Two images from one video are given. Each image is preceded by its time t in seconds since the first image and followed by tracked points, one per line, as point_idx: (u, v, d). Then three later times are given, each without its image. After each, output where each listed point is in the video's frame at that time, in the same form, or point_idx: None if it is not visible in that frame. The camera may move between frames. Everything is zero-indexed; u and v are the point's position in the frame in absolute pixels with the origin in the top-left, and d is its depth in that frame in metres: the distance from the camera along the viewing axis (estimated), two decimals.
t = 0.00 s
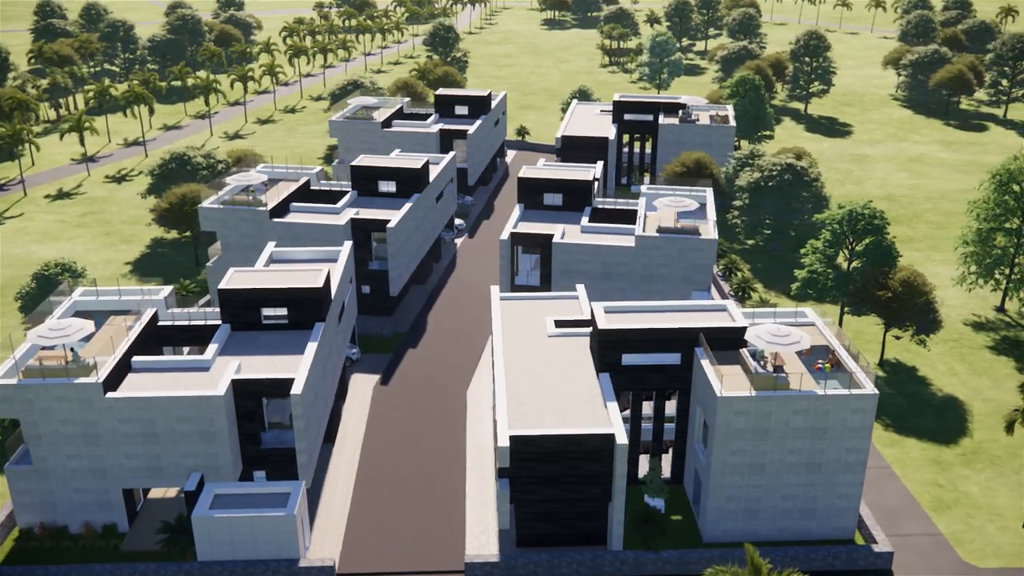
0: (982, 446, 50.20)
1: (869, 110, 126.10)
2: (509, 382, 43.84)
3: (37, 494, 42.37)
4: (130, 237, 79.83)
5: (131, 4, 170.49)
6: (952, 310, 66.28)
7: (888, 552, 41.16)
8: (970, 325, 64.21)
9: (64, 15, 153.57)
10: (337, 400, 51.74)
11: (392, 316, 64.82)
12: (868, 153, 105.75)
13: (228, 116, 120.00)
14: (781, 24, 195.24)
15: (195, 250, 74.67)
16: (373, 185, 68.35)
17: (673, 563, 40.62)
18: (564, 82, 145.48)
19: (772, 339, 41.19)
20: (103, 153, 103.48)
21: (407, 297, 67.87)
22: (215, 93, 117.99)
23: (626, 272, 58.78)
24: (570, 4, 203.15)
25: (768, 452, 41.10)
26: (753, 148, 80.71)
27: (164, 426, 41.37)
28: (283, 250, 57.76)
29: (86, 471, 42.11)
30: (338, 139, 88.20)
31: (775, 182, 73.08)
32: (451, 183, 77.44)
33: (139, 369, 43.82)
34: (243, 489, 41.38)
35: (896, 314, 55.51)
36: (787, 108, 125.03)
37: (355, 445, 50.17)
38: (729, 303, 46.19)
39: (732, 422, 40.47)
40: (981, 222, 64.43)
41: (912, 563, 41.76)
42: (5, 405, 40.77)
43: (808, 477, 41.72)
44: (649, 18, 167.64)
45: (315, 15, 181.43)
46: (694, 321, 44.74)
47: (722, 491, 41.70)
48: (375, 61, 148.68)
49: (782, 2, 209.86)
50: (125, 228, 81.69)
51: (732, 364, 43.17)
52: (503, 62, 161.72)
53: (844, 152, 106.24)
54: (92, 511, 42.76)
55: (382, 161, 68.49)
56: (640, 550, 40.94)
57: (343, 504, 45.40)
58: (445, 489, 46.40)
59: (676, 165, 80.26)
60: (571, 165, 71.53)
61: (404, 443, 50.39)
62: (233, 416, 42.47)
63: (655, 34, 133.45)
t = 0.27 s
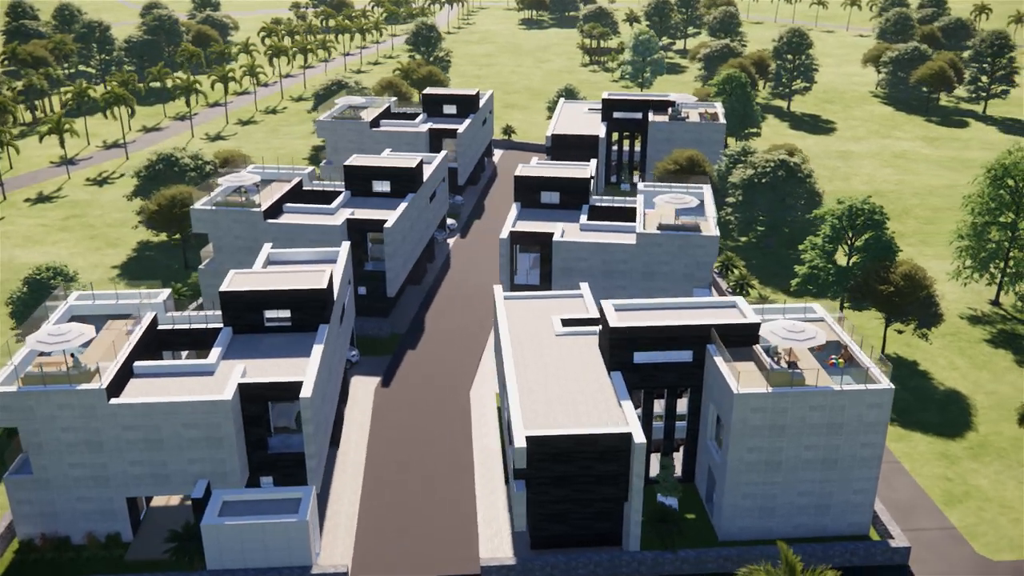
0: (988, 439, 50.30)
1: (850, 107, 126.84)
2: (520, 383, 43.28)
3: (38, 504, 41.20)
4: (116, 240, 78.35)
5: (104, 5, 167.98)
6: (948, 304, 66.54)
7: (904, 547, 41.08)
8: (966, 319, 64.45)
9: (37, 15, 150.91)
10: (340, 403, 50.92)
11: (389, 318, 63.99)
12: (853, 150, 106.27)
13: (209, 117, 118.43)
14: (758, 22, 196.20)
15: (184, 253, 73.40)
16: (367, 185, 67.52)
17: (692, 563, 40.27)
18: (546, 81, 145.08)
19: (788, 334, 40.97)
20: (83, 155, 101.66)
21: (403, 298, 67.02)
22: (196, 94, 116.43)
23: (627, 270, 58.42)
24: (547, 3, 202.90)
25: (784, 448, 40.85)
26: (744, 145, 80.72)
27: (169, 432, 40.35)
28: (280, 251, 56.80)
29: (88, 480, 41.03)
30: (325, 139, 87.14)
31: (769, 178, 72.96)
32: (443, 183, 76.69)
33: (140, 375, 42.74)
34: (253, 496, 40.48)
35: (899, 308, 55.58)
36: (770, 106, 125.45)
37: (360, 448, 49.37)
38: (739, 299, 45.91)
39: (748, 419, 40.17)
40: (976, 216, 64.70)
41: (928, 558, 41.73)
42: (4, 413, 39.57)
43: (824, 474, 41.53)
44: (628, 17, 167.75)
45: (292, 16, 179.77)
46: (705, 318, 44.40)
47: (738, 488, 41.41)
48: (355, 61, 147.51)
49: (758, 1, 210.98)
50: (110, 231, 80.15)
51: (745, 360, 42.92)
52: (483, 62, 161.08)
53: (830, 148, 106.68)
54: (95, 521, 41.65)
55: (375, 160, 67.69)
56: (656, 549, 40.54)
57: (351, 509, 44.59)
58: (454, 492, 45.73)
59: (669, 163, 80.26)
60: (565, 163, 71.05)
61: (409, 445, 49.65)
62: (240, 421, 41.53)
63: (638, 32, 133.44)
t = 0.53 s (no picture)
0: (993, 432, 50.52)
1: (831, 104, 127.66)
2: (531, 383, 42.77)
3: (40, 514, 40.06)
4: (101, 243, 76.86)
5: (76, 7, 165.35)
6: (943, 298, 66.86)
7: (921, 540, 41.04)
8: (962, 313, 64.79)
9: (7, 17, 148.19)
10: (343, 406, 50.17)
11: (385, 319, 63.21)
12: (837, 146, 106.87)
13: (188, 119, 116.81)
14: (734, 21, 197.19)
15: (173, 256, 72.12)
16: (360, 184, 66.74)
17: (710, 560, 39.98)
18: (527, 81, 144.70)
19: (802, 329, 40.83)
20: (61, 158, 99.83)
21: (398, 299, 66.22)
22: (176, 95, 114.76)
23: (628, 267, 58.16)
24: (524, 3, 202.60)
25: (799, 444, 40.64)
26: (735, 142, 80.78)
27: (176, 437, 39.43)
28: (276, 252, 55.89)
29: (92, 488, 39.95)
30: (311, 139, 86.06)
31: (762, 174, 73.02)
32: (434, 182, 75.98)
33: (144, 379, 41.70)
34: (264, 501, 39.65)
35: (899, 302, 55.69)
36: (753, 103, 125.95)
37: (365, 452, 48.64)
38: (748, 295, 45.68)
39: (765, 415, 39.92)
40: (969, 210, 65.06)
41: (943, 551, 41.72)
42: (5, 421, 38.43)
43: (840, 469, 41.36)
44: (607, 16, 167.77)
45: (267, 17, 178.03)
46: (715, 314, 44.12)
47: (754, 485, 41.15)
48: (334, 61, 146.23)
49: None
50: (94, 234, 78.58)
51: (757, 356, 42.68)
52: (462, 62, 160.43)
53: (814, 145, 107.19)
54: (99, 530, 40.58)
55: (368, 160, 66.92)
56: (674, 548, 40.14)
57: (360, 514, 43.82)
58: (464, 494, 45.11)
59: (660, 160, 80.38)
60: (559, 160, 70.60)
61: (415, 447, 48.99)
62: (248, 425, 40.66)
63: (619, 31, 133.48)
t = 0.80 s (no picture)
0: (996, 424, 50.78)
1: (812, 101, 128.44)
2: (543, 382, 42.29)
3: (42, 524, 38.92)
4: (85, 247, 75.35)
5: (46, 8, 162.46)
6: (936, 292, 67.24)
7: (935, 533, 41.02)
8: (956, 306, 65.18)
9: None
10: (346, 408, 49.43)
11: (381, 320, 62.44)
12: (821, 143, 107.45)
13: (167, 120, 115.12)
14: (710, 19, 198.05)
15: (160, 259, 70.83)
16: (354, 184, 65.93)
17: (727, 557, 39.71)
18: (508, 80, 144.21)
19: (816, 324, 40.75)
20: (39, 161, 97.89)
21: (393, 300, 65.48)
22: (154, 96, 113.05)
23: (628, 265, 57.88)
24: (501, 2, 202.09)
25: (814, 439, 40.51)
26: (725, 140, 80.91)
27: (183, 443, 38.49)
28: (273, 253, 55.01)
29: (96, 496, 38.89)
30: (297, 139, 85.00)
31: (756, 170, 73.46)
32: (426, 182, 75.34)
33: (147, 384, 40.68)
34: (275, 506, 38.78)
35: (899, 296, 55.89)
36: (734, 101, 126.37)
37: (370, 454, 47.95)
38: (757, 290, 45.51)
39: (781, 411, 39.73)
40: (963, 203, 65.44)
41: (957, 543, 41.74)
42: (6, 429, 37.29)
43: (854, 463, 41.27)
44: (585, 15, 167.73)
45: (242, 17, 176.10)
46: (726, 310, 43.90)
47: (769, 481, 40.95)
48: (312, 62, 144.89)
49: None
50: (78, 238, 77.01)
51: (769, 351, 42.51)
52: (441, 61, 159.61)
53: (798, 142, 107.70)
54: (104, 539, 39.51)
55: (361, 159, 66.17)
56: (691, 546, 39.83)
57: (370, 517, 43.14)
58: (475, 496, 44.59)
59: (651, 158, 80.46)
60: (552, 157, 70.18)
61: (421, 449, 48.37)
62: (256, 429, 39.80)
63: (601, 29, 133.35)
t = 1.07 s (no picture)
0: (998, 415, 51.05)
1: (792, 99, 129.19)
2: (554, 380, 41.84)
3: (46, 534, 37.83)
4: (69, 251, 73.81)
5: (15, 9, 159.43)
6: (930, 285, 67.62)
7: (949, 524, 41.07)
8: (950, 299, 65.58)
9: None
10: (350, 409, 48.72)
11: (378, 321, 61.73)
12: (804, 140, 108.01)
13: (145, 122, 113.33)
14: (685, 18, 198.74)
15: (148, 262, 69.52)
16: (346, 183, 65.09)
17: (744, 553, 39.49)
18: (488, 79, 143.66)
19: (828, 318, 40.65)
20: (15, 164, 95.88)
21: (387, 300, 64.78)
22: (132, 97, 111.22)
23: (628, 262, 57.58)
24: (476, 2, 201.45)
25: (829, 433, 40.42)
26: (715, 137, 81.01)
27: (192, 447, 37.57)
28: (270, 253, 54.09)
29: (102, 504, 37.89)
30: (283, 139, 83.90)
31: (747, 167, 73.78)
32: (416, 181, 74.66)
33: (151, 388, 39.70)
34: (287, 511, 37.97)
35: (898, 289, 56.08)
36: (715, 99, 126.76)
37: (376, 456, 47.31)
38: (764, 285, 45.39)
39: (796, 405, 39.59)
40: (955, 197, 65.82)
41: (970, 534, 41.82)
42: (10, 436, 36.20)
43: (867, 456, 41.25)
44: (562, 14, 167.58)
45: (216, 17, 173.99)
46: (735, 305, 43.73)
47: (783, 476, 40.82)
48: (290, 62, 143.39)
49: None
50: (60, 241, 75.44)
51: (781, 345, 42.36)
52: (419, 61, 158.70)
53: (781, 139, 108.18)
54: (110, 548, 38.50)
55: (354, 158, 65.37)
56: (709, 543, 39.56)
57: (381, 520, 42.53)
58: (486, 497, 44.16)
59: (642, 155, 80.34)
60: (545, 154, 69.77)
61: (428, 451, 47.82)
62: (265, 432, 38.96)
63: (581, 28, 133.19)
